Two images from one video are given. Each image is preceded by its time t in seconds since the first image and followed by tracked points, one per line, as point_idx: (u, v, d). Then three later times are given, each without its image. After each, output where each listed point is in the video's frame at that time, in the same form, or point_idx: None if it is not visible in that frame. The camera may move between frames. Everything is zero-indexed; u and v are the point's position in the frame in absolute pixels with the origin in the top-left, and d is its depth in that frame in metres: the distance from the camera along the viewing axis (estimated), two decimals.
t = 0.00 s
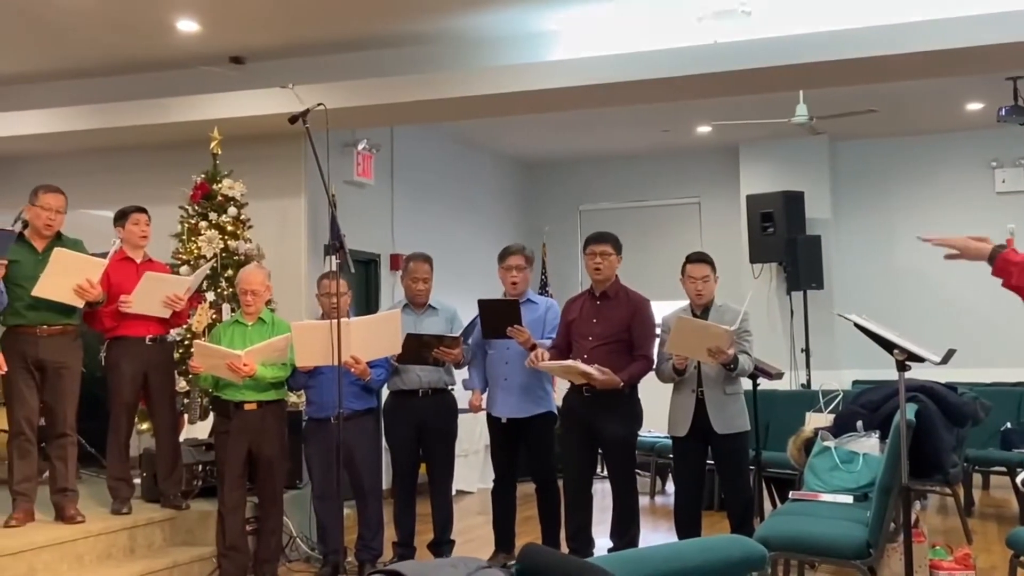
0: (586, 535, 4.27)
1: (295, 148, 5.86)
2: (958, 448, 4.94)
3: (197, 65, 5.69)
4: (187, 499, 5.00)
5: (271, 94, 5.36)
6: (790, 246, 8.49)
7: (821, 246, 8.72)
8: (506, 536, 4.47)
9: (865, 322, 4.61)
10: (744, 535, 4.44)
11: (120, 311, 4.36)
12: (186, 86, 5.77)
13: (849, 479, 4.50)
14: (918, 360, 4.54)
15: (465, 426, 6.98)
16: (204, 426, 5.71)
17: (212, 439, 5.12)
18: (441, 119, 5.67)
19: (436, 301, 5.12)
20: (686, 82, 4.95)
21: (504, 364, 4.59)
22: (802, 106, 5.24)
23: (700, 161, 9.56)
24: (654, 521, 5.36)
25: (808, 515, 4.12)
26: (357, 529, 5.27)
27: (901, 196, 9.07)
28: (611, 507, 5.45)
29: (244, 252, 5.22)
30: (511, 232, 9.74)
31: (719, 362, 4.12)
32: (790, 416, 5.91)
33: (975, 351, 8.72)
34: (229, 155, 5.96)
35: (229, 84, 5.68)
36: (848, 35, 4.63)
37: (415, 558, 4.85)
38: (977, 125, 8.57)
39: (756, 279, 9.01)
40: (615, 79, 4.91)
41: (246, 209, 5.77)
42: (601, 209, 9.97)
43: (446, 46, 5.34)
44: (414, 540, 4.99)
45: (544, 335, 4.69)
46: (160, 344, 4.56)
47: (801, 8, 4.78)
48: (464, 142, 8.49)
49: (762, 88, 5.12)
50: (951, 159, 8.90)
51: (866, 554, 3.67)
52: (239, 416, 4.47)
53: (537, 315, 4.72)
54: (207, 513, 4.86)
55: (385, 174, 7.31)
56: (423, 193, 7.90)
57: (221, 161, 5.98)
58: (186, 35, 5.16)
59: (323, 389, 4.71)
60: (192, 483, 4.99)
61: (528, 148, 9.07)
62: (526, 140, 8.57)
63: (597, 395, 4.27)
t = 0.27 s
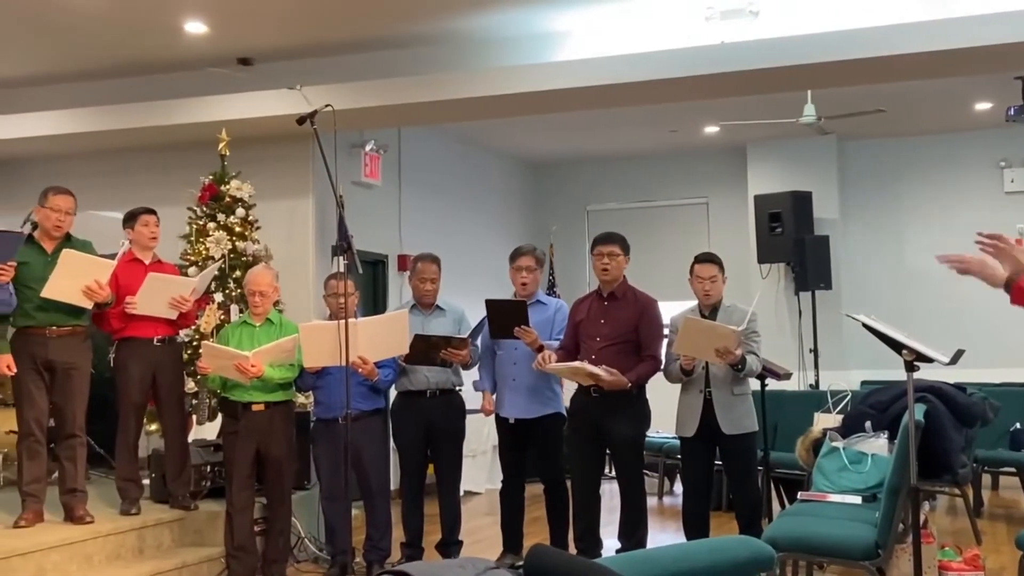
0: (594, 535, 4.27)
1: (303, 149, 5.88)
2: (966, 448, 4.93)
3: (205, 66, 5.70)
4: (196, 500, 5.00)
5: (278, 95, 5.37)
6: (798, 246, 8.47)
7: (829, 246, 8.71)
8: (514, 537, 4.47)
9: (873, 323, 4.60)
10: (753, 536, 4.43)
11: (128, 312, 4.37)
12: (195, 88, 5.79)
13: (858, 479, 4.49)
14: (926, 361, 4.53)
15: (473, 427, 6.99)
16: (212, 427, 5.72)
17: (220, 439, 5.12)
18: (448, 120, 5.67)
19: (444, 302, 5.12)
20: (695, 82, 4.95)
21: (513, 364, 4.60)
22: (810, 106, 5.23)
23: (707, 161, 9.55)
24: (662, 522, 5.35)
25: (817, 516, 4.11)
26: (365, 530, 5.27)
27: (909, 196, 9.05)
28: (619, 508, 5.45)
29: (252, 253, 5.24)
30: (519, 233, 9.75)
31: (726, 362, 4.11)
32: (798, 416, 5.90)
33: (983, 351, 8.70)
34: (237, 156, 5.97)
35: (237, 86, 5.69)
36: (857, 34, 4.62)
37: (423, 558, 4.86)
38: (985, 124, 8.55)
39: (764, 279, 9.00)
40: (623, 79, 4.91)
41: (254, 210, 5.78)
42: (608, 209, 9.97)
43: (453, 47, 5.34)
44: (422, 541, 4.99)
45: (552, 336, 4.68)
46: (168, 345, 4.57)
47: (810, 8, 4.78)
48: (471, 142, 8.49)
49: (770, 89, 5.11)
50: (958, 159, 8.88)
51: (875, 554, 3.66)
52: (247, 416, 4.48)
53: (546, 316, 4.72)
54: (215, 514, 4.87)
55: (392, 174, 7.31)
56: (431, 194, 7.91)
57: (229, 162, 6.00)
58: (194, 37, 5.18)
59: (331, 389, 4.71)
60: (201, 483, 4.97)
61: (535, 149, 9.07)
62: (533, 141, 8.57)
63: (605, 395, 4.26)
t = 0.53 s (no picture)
0: (603, 536, 4.26)
1: (311, 150, 5.89)
2: (976, 449, 4.91)
3: (214, 68, 5.72)
4: (205, 500, 5.02)
5: (287, 96, 5.38)
6: (807, 247, 8.46)
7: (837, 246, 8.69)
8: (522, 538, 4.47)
9: (882, 323, 4.59)
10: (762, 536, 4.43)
11: (137, 313, 4.38)
12: (203, 89, 5.80)
13: (867, 480, 4.48)
14: (935, 361, 4.52)
15: (481, 428, 7.00)
16: (221, 427, 5.73)
17: (229, 440, 5.13)
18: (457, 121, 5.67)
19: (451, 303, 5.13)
20: (704, 83, 4.94)
21: (519, 364, 4.59)
22: (818, 105, 5.22)
23: (714, 161, 9.55)
24: (671, 522, 5.35)
25: (826, 516, 4.10)
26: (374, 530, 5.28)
27: (917, 196, 9.03)
28: (627, 508, 5.46)
29: (261, 254, 5.25)
30: (526, 234, 9.75)
31: (735, 362, 4.10)
32: (807, 416, 5.89)
33: (992, 351, 8.68)
34: (246, 157, 5.99)
35: (245, 87, 5.70)
36: (867, 34, 4.60)
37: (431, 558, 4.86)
38: (993, 124, 8.52)
39: (773, 279, 8.99)
40: (632, 79, 4.91)
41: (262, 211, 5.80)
42: (615, 209, 9.97)
43: (462, 47, 5.35)
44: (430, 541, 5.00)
45: (559, 336, 4.68)
46: (178, 346, 4.58)
47: (819, 8, 4.77)
48: (478, 143, 8.49)
49: (779, 88, 5.10)
50: (966, 158, 8.86)
51: (884, 555, 3.65)
52: (257, 417, 4.49)
53: (553, 316, 4.72)
54: (225, 514, 4.88)
55: (400, 175, 7.32)
56: (439, 195, 7.91)
57: (237, 163, 6.01)
58: (203, 38, 5.19)
59: (339, 390, 4.72)
60: (210, 484, 4.99)
61: (543, 149, 9.07)
62: (540, 141, 8.57)
63: (614, 395, 4.26)
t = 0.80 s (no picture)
0: (611, 537, 4.26)
1: (320, 151, 5.90)
2: (986, 449, 4.90)
3: (223, 69, 5.73)
4: (213, 500, 5.04)
5: (295, 97, 5.39)
6: (815, 246, 8.45)
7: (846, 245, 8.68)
8: (530, 538, 4.47)
9: (891, 322, 4.58)
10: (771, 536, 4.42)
11: (146, 313, 4.39)
12: (212, 90, 5.82)
13: (876, 480, 4.47)
14: (945, 360, 4.51)
15: (489, 428, 7.00)
16: (230, 428, 5.75)
17: (238, 440, 5.14)
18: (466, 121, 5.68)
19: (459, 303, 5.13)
20: (714, 82, 4.94)
21: (524, 364, 4.59)
22: (828, 104, 5.22)
23: (721, 161, 9.54)
24: (680, 522, 5.35)
25: (835, 517, 4.09)
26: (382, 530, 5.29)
27: (925, 195, 9.02)
28: (636, 508, 5.46)
29: (269, 254, 5.26)
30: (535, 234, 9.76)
31: (744, 361, 4.10)
32: (816, 416, 5.89)
33: (1001, 351, 8.65)
34: (254, 158, 6.00)
35: (254, 88, 5.71)
36: (877, 33, 4.59)
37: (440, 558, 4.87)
38: (1002, 123, 8.50)
39: (781, 279, 8.98)
40: (641, 79, 4.91)
41: (271, 211, 5.81)
42: (622, 209, 9.97)
43: (471, 47, 5.35)
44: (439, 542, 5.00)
45: (566, 335, 4.66)
46: (188, 346, 4.59)
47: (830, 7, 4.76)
48: (486, 143, 8.50)
49: (789, 88, 5.10)
50: (975, 158, 8.84)
51: (894, 555, 3.64)
52: (266, 417, 4.49)
53: (559, 316, 4.71)
54: (233, 514, 4.89)
55: (408, 176, 7.33)
56: (447, 195, 7.92)
57: (246, 164, 6.03)
58: (211, 39, 5.20)
59: (348, 390, 4.71)
60: (219, 484, 5.01)
61: (550, 149, 9.07)
62: (547, 142, 8.57)
63: (623, 394, 4.25)
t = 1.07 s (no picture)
0: (621, 537, 4.26)
1: (328, 151, 5.90)
2: (997, 449, 4.89)
3: (231, 70, 5.74)
4: (223, 500, 5.04)
5: (303, 97, 5.40)
6: (825, 246, 8.43)
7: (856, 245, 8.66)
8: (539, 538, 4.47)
9: (901, 322, 4.57)
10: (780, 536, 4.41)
11: (157, 314, 4.40)
12: (221, 91, 5.83)
13: (886, 480, 4.46)
14: (954, 360, 4.49)
15: (498, 428, 7.01)
16: (239, 428, 5.75)
17: (247, 440, 5.15)
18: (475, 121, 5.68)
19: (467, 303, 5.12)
20: (722, 82, 4.93)
21: (530, 366, 4.58)
22: (837, 104, 5.20)
23: (729, 161, 9.53)
24: (689, 522, 5.35)
25: (845, 517, 4.08)
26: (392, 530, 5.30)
27: (934, 195, 9.00)
28: (645, 509, 5.46)
29: (278, 255, 5.27)
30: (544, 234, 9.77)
31: (754, 361, 4.09)
32: (825, 416, 5.88)
33: (1010, 350, 8.63)
34: (263, 159, 6.01)
35: (264, 88, 5.72)
36: (887, 32, 4.58)
37: (449, 558, 4.87)
38: (1010, 122, 8.48)
39: (790, 279, 8.96)
40: (650, 79, 4.90)
41: (280, 212, 5.82)
42: (630, 209, 9.97)
43: (479, 48, 5.35)
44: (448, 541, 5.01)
45: (572, 335, 4.64)
46: (199, 346, 4.59)
47: (839, 7, 4.75)
48: (494, 143, 8.50)
49: (798, 87, 5.08)
50: (984, 156, 8.82)
51: (903, 556, 3.62)
52: (275, 417, 4.50)
53: (563, 317, 4.69)
54: (243, 514, 4.89)
55: (417, 176, 7.34)
56: (456, 195, 7.92)
57: (255, 164, 6.04)
58: (220, 40, 5.21)
59: (356, 391, 4.71)
60: (229, 484, 5.00)
61: (558, 149, 9.07)
62: (555, 142, 8.57)
63: (632, 394, 4.25)
